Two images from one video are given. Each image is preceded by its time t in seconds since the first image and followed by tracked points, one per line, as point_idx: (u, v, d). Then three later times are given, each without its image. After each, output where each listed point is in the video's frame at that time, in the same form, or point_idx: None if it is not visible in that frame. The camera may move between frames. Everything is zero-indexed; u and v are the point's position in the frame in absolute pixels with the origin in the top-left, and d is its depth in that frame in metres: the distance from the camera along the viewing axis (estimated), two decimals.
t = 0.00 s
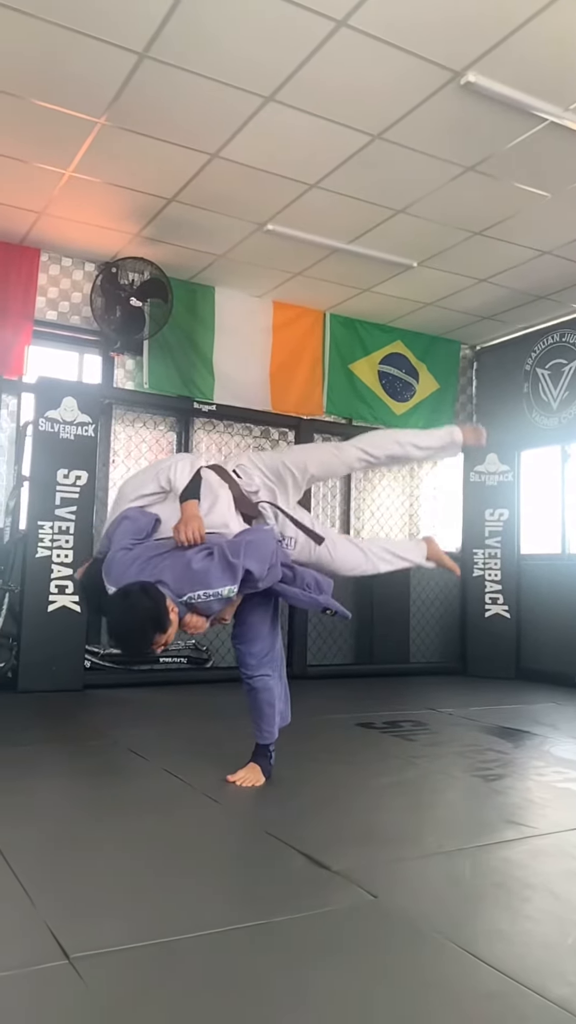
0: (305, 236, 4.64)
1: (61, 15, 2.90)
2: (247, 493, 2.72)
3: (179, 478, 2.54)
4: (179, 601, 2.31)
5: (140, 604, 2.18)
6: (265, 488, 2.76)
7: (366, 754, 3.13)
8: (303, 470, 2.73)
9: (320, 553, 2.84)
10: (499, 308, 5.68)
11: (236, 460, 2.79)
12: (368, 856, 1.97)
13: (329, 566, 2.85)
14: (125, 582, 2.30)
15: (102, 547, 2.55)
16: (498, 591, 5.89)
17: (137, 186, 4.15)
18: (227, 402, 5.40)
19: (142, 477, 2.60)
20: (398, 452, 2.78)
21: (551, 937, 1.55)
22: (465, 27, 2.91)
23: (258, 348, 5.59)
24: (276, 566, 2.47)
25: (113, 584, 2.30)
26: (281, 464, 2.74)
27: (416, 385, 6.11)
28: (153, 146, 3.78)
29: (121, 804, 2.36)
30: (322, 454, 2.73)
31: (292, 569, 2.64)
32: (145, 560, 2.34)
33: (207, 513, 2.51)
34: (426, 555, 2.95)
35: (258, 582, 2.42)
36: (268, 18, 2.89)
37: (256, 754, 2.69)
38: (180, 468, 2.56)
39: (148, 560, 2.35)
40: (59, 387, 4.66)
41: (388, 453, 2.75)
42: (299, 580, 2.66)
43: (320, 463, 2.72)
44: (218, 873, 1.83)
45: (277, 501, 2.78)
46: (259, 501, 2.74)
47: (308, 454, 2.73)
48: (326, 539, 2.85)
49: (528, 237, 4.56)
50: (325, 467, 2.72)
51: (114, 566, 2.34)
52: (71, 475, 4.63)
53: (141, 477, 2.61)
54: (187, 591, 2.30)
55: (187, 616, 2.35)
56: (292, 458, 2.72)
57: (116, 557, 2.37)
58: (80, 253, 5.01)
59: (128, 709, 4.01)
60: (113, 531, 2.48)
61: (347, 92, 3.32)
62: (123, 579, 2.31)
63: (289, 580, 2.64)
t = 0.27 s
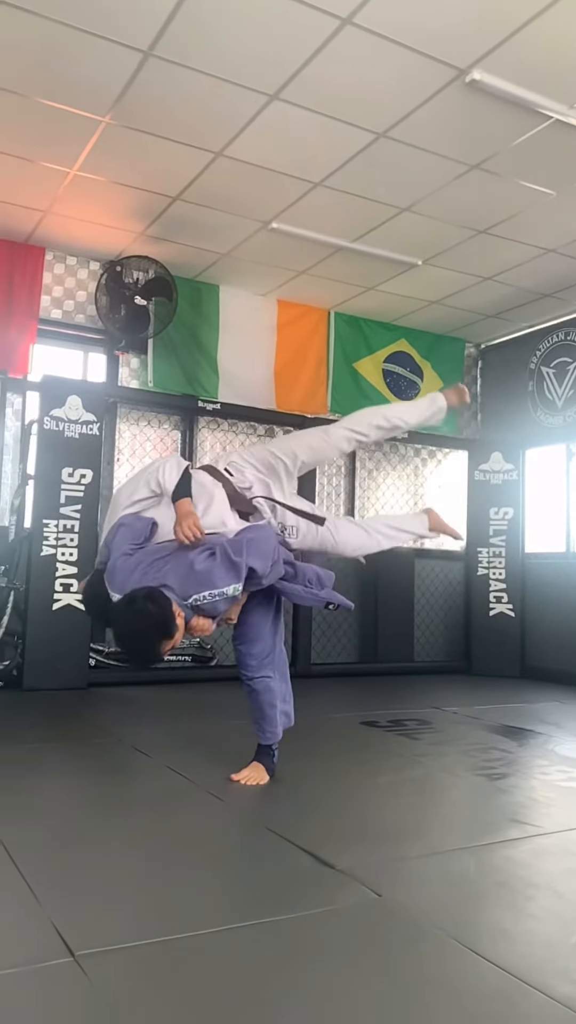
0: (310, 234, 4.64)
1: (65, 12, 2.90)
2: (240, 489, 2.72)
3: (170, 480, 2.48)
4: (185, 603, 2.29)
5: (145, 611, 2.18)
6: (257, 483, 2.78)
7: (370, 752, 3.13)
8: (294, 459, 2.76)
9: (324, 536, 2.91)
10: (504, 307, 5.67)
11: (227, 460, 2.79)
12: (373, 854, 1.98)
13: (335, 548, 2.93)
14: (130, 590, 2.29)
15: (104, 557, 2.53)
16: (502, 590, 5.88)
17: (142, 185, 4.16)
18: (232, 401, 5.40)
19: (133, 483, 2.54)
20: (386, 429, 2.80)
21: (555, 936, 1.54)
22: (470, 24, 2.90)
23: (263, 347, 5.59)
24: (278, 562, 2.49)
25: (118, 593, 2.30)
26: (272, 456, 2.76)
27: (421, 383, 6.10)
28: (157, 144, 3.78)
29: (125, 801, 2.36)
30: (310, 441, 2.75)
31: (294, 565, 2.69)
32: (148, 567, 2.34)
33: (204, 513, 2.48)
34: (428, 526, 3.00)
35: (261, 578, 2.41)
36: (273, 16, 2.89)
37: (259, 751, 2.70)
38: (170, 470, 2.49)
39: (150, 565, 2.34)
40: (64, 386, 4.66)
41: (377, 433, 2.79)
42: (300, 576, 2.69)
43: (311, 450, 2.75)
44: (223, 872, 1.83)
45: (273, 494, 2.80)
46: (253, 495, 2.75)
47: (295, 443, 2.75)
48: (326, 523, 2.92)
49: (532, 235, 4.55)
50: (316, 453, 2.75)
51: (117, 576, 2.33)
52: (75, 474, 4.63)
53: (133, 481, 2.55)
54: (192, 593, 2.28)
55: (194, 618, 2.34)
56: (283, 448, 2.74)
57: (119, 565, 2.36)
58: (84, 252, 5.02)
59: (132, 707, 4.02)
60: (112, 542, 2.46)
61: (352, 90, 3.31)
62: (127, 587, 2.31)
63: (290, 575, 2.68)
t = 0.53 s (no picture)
0: (314, 233, 4.64)
1: (69, 10, 2.90)
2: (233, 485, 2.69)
3: (159, 482, 2.49)
4: (190, 606, 2.30)
5: (151, 618, 2.18)
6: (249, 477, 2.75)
7: (374, 751, 3.13)
8: (285, 450, 2.74)
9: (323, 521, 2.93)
10: (508, 305, 5.66)
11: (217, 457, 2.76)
12: (377, 852, 1.98)
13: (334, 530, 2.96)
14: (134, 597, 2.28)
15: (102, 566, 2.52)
16: (507, 588, 5.87)
17: (147, 183, 4.16)
18: (236, 399, 5.40)
19: (125, 489, 2.55)
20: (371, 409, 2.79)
21: (560, 935, 1.55)
22: (474, 22, 2.90)
23: (267, 345, 5.59)
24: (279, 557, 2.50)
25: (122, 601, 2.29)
26: (261, 449, 2.73)
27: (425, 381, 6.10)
28: (162, 143, 3.78)
29: (129, 799, 2.37)
30: (296, 432, 2.73)
31: (294, 563, 2.71)
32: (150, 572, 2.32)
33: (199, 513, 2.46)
34: (426, 501, 2.98)
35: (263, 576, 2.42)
36: (277, 14, 2.89)
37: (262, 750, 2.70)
38: (158, 472, 2.50)
39: (153, 569, 2.32)
40: (69, 384, 4.67)
41: (363, 414, 2.78)
42: (301, 575, 2.71)
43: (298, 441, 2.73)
44: (227, 870, 1.83)
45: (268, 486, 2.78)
46: (247, 491, 2.72)
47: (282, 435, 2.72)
48: (323, 507, 2.95)
49: (537, 232, 4.54)
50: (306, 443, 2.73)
51: (120, 583, 2.32)
52: (80, 472, 4.64)
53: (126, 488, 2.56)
54: (196, 596, 2.28)
55: (199, 621, 2.34)
56: (271, 440, 2.72)
57: (122, 570, 2.35)
58: (89, 250, 5.02)
59: (136, 705, 4.02)
60: (110, 549, 2.45)
61: (356, 88, 3.31)
62: (131, 593, 2.29)
63: (290, 574, 2.69)
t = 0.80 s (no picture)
0: (319, 231, 4.64)
1: (74, 9, 2.90)
2: (226, 482, 2.74)
3: (148, 486, 2.48)
4: (194, 607, 2.28)
5: (157, 622, 2.16)
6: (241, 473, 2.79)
7: (378, 750, 3.14)
8: (272, 441, 2.79)
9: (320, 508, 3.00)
10: (514, 303, 5.65)
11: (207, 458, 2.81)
12: (382, 851, 1.98)
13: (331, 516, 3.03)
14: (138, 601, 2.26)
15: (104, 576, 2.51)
16: (512, 587, 5.86)
17: (152, 182, 4.16)
18: (241, 398, 5.40)
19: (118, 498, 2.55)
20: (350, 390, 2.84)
21: (564, 934, 1.55)
22: (479, 20, 2.89)
23: (271, 343, 5.59)
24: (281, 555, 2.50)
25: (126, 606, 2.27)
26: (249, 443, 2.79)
27: (430, 380, 6.09)
28: (166, 142, 3.78)
29: (134, 797, 2.38)
30: (282, 422, 2.77)
31: (295, 563, 2.69)
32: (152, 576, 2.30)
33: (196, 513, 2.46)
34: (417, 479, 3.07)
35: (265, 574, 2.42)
36: (282, 12, 2.88)
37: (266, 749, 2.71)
38: (145, 476, 2.49)
39: (155, 573, 2.31)
40: (74, 383, 4.68)
41: (345, 397, 2.83)
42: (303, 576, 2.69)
43: (285, 430, 2.78)
44: (232, 868, 1.84)
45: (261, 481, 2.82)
46: (239, 487, 2.76)
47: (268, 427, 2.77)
48: (316, 495, 3.01)
49: (542, 230, 4.53)
50: (292, 431, 2.77)
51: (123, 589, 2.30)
52: (85, 470, 4.65)
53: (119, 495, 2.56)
54: (200, 598, 2.27)
55: (204, 623, 2.32)
56: (258, 433, 2.77)
57: (124, 576, 2.33)
58: (93, 249, 5.02)
59: (141, 703, 4.03)
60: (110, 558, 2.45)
61: (360, 86, 3.31)
62: (135, 598, 2.27)
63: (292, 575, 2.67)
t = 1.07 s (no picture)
0: (325, 230, 4.64)
1: (80, 8, 2.90)
2: (218, 481, 2.73)
3: (139, 493, 2.48)
4: (200, 609, 2.28)
5: (163, 628, 2.16)
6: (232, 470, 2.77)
7: (384, 748, 3.14)
8: (258, 435, 2.73)
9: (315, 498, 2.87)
10: (520, 301, 5.64)
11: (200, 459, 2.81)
12: (389, 849, 1.98)
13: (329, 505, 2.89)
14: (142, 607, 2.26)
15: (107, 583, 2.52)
16: (518, 586, 5.85)
17: (158, 181, 4.17)
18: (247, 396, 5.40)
19: (113, 508, 2.55)
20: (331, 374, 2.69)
21: (571, 933, 1.54)
22: (485, 18, 2.89)
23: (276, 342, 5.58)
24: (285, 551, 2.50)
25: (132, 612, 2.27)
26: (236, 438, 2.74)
27: (436, 378, 6.08)
28: (172, 140, 3.79)
29: (141, 795, 2.38)
30: (267, 415, 2.70)
31: (298, 564, 2.68)
32: (156, 580, 2.30)
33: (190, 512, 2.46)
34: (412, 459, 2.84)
35: (269, 571, 2.41)
36: (288, 11, 2.88)
37: (272, 748, 2.71)
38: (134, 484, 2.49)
39: (158, 578, 2.30)
40: (80, 381, 4.68)
41: (326, 384, 2.70)
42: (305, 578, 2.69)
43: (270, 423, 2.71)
44: (238, 866, 1.84)
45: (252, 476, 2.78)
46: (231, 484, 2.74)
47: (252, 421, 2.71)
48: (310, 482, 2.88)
49: (548, 228, 4.52)
50: (277, 424, 2.71)
51: (127, 596, 2.30)
52: (91, 469, 4.65)
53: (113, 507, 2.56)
54: (205, 599, 2.27)
55: (210, 625, 2.33)
56: (243, 428, 2.73)
57: (128, 581, 2.32)
58: (99, 248, 5.03)
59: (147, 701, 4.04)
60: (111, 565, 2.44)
61: (366, 84, 3.30)
62: (140, 604, 2.27)
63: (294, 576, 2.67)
